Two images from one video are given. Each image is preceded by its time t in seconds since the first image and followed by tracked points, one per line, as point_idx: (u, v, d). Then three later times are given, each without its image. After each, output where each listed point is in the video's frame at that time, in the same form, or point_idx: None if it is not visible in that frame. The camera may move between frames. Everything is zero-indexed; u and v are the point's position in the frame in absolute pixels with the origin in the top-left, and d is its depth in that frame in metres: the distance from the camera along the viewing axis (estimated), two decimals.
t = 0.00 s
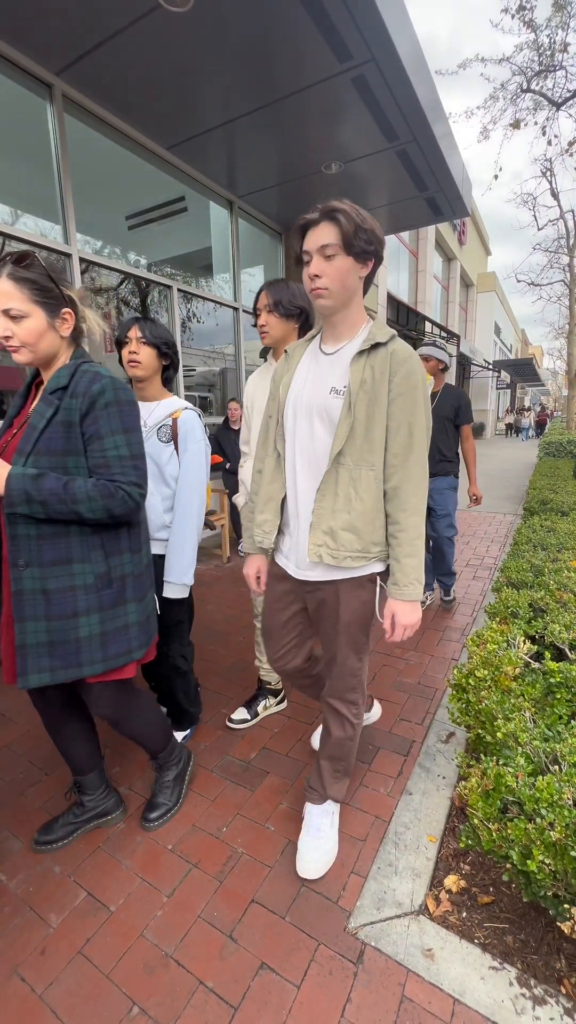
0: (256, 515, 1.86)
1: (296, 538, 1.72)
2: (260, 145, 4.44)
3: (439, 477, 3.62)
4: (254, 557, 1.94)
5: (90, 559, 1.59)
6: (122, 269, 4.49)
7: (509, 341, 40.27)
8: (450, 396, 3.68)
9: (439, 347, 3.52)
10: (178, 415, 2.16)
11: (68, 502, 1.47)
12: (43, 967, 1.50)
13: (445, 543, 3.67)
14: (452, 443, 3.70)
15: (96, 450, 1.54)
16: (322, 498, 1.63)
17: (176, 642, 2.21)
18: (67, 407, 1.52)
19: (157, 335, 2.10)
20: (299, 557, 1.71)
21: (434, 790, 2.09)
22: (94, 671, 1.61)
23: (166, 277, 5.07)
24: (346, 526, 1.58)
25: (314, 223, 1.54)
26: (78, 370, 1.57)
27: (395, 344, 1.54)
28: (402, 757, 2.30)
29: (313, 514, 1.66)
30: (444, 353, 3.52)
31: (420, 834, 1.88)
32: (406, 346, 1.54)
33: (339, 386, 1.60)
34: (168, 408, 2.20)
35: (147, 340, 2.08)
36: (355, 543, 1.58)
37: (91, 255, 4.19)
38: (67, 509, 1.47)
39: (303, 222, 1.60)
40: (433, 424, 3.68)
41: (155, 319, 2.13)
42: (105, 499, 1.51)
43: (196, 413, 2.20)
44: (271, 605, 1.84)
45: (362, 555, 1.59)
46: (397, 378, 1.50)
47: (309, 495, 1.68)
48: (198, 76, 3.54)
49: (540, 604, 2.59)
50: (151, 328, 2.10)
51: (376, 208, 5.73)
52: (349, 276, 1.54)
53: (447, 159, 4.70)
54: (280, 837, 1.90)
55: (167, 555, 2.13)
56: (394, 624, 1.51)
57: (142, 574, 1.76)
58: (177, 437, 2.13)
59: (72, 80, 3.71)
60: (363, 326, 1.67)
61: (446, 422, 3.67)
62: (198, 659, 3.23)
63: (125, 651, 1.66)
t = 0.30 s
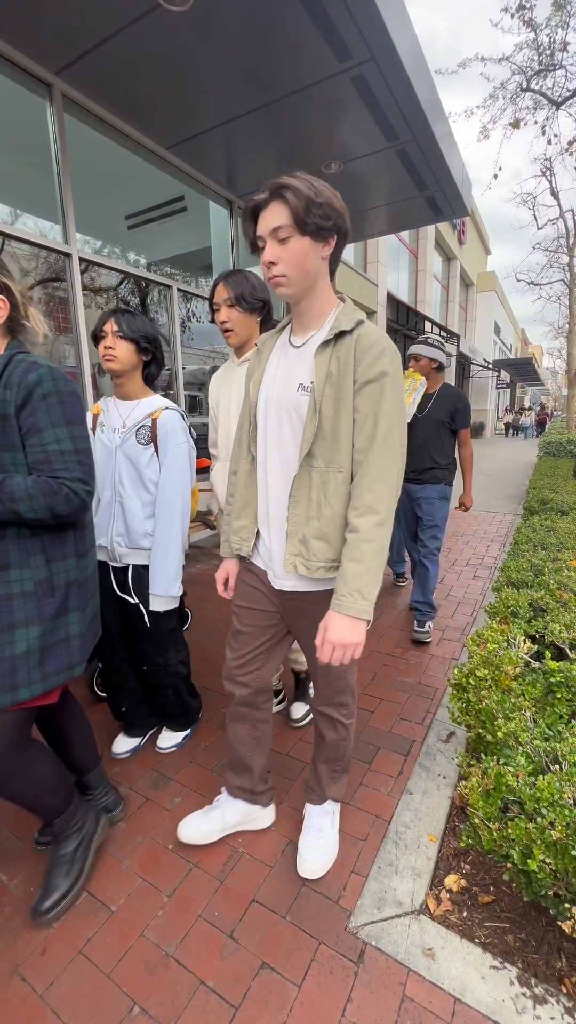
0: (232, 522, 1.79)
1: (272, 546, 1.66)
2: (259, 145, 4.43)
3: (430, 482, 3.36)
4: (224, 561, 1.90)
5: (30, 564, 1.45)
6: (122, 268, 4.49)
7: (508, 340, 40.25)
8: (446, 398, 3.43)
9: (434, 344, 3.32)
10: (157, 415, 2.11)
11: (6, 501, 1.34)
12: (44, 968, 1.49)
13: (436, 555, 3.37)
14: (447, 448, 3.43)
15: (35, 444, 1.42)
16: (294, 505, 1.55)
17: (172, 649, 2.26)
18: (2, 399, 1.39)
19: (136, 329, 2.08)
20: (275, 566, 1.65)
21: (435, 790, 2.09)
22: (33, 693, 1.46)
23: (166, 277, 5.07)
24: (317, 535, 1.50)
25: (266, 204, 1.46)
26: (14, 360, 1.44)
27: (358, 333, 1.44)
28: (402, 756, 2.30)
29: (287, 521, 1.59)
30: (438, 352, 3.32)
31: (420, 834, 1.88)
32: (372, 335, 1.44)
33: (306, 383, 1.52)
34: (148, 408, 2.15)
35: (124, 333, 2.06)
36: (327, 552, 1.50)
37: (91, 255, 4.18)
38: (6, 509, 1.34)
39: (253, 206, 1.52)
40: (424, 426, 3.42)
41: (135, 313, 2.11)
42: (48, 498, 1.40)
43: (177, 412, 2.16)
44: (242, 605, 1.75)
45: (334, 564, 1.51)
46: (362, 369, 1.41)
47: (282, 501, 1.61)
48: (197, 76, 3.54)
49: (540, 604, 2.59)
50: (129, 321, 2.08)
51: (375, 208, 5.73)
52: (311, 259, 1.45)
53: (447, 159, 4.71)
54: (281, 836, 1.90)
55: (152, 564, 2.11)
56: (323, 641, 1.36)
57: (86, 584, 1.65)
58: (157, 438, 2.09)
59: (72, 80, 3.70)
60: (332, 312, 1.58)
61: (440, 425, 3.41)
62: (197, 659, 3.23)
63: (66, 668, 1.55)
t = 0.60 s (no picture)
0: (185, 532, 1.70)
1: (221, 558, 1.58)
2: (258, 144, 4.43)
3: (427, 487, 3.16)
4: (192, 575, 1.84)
5: None
6: (121, 268, 4.49)
7: (508, 340, 40.25)
8: (446, 394, 3.11)
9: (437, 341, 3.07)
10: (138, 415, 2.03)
11: None
12: (44, 968, 1.49)
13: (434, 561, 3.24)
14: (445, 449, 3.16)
15: None
16: (243, 513, 1.49)
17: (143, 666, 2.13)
18: None
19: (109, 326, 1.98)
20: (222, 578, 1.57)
21: (435, 789, 2.09)
22: None
23: (166, 277, 5.07)
24: (269, 543, 1.44)
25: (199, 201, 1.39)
26: None
27: (307, 332, 1.38)
28: (402, 756, 2.30)
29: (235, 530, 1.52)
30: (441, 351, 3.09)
31: (419, 834, 1.88)
32: (322, 334, 1.38)
33: (253, 383, 1.43)
34: (126, 408, 2.06)
35: (96, 329, 1.97)
36: (280, 561, 1.44)
37: (90, 255, 4.19)
38: None
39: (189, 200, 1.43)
40: (419, 427, 3.17)
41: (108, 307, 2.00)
42: None
43: (159, 413, 2.09)
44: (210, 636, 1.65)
45: (288, 573, 1.46)
46: (314, 370, 1.35)
47: (229, 510, 1.53)
48: (196, 76, 3.54)
49: (539, 604, 2.59)
50: (101, 316, 1.98)
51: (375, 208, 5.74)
52: (249, 255, 1.37)
53: (447, 159, 4.71)
54: (281, 836, 1.90)
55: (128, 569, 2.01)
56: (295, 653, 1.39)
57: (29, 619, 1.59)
58: (138, 439, 2.01)
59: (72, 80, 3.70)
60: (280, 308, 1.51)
61: (437, 425, 3.13)
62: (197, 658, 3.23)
63: (5, 715, 1.48)
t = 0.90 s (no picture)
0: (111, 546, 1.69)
1: (164, 572, 1.48)
2: (257, 145, 4.44)
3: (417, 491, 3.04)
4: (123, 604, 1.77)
5: None
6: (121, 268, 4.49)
7: (508, 340, 40.24)
8: (433, 393, 2.95)
9: (423, 338, 2.91)
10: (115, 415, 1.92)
11: None
12: (43, 967, 1.50)
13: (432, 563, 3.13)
14: (435, 451, 3.01)
15: None
16: (192, 520, 1.40)
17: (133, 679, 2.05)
18: None
19: (83, 319, 1.88)
20: (165, 594, 1.47)
21: (433, 788, 2.09)
22: None
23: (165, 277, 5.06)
24: (222, 550, 1.37)
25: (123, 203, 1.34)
26: None
27: (253, 328, 1.35)
28: (401, 755, 2.31)
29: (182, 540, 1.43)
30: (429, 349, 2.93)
31: (418, 833, 1.89)
32: (268, 330, 1.36)
33: (197, 383, 1.37)
34: (103, 408, 1.94)
35: (69, 325, 1.86)
36: (233, 566, 1.38)
37: (90, 255, 4.19)
38: None
39: (110, 202, 1.37)
40: (406, 428, 3.05)
41: (83, 300, 1.90)
42: None
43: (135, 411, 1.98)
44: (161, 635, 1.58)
45: (242, 579, 1.40)
46: (262, 365, 1.31)
47: (174, 519, 1.44)
48: (195, 77, 3.55)
49: (538, 604, 2.59)
50: (73, 311, 1.87)
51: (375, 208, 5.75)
52: (183, 255, 1.32)
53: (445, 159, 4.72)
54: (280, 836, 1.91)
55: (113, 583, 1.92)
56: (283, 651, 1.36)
57: None
58: (116, 440, 1.90)
59: (71, 80, 3.70)
60: (218, 311, 1.45)
61: (425, 426, 2.98)
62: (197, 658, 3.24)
63: None
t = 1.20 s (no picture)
0: (85, 562, 1.56)
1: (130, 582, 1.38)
2: (257, 145, 4.43)
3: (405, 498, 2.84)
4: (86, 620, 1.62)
5: None
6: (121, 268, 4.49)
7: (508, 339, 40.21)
8: (411, 392, 2.78)
9: (398, 338, 2.75)
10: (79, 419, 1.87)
11: None
12: (44, 966, 1.50)
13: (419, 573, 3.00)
14: (419, 452, 2.82)
15: None
16: (154, 525, 1.33)
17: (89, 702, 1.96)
18: None
19: (40, 315, 1.81)
20: (132, 605, 1.38)
21: (434, 789, 2.09)
22: None
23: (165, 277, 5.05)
24: (188, 553, 1.30)
25: (59, 194, 1.29)
26: None
27: (203, 318, 1.30)
28: (401, 755, 2.31)
29: (144, 547, 1.36)
30: (403, 348, 2.76)
31: (419, 833, 1.89)
32: (218, 318, 1.31)
33: (150, 378, 1.31)
34: (67, 412, 1.89)
35: (27, 319, 1.79)
36: (201, 570, 1.32)
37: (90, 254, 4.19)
38: None
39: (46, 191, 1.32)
40: (387, 432, 2.86)
41: (42, 296, 1.83)
42: None
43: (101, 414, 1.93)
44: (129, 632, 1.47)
45: (211, 582, 1.33)
46: (215, 357, 1.27)
47: (135, 526, 1.36)
48: (194, 77, 3.55)
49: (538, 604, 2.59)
50: (30, 306, 1.79)
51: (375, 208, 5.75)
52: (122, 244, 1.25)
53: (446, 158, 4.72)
54: (280, 836, 1.91)
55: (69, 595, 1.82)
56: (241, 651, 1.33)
57: None
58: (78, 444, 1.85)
59: (71, 80, 3.69)
60: (168, 303, 1.38)
61: (406, 427, 2.80)
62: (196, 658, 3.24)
63: None
